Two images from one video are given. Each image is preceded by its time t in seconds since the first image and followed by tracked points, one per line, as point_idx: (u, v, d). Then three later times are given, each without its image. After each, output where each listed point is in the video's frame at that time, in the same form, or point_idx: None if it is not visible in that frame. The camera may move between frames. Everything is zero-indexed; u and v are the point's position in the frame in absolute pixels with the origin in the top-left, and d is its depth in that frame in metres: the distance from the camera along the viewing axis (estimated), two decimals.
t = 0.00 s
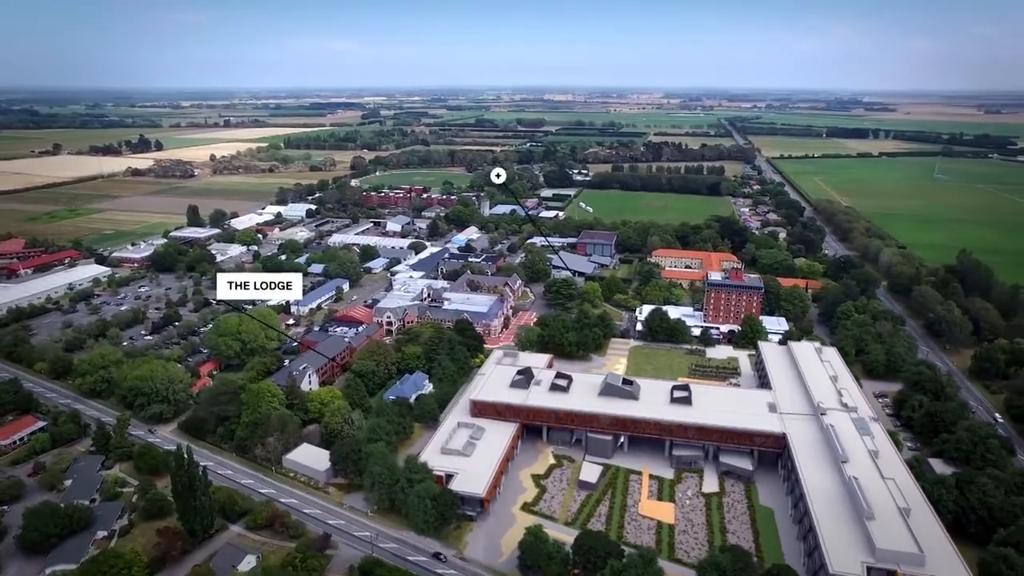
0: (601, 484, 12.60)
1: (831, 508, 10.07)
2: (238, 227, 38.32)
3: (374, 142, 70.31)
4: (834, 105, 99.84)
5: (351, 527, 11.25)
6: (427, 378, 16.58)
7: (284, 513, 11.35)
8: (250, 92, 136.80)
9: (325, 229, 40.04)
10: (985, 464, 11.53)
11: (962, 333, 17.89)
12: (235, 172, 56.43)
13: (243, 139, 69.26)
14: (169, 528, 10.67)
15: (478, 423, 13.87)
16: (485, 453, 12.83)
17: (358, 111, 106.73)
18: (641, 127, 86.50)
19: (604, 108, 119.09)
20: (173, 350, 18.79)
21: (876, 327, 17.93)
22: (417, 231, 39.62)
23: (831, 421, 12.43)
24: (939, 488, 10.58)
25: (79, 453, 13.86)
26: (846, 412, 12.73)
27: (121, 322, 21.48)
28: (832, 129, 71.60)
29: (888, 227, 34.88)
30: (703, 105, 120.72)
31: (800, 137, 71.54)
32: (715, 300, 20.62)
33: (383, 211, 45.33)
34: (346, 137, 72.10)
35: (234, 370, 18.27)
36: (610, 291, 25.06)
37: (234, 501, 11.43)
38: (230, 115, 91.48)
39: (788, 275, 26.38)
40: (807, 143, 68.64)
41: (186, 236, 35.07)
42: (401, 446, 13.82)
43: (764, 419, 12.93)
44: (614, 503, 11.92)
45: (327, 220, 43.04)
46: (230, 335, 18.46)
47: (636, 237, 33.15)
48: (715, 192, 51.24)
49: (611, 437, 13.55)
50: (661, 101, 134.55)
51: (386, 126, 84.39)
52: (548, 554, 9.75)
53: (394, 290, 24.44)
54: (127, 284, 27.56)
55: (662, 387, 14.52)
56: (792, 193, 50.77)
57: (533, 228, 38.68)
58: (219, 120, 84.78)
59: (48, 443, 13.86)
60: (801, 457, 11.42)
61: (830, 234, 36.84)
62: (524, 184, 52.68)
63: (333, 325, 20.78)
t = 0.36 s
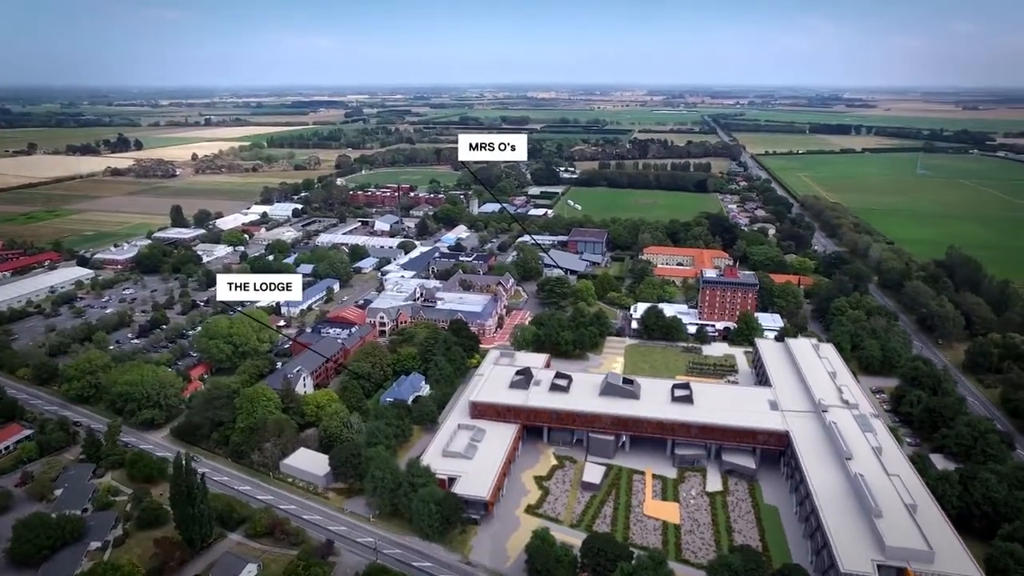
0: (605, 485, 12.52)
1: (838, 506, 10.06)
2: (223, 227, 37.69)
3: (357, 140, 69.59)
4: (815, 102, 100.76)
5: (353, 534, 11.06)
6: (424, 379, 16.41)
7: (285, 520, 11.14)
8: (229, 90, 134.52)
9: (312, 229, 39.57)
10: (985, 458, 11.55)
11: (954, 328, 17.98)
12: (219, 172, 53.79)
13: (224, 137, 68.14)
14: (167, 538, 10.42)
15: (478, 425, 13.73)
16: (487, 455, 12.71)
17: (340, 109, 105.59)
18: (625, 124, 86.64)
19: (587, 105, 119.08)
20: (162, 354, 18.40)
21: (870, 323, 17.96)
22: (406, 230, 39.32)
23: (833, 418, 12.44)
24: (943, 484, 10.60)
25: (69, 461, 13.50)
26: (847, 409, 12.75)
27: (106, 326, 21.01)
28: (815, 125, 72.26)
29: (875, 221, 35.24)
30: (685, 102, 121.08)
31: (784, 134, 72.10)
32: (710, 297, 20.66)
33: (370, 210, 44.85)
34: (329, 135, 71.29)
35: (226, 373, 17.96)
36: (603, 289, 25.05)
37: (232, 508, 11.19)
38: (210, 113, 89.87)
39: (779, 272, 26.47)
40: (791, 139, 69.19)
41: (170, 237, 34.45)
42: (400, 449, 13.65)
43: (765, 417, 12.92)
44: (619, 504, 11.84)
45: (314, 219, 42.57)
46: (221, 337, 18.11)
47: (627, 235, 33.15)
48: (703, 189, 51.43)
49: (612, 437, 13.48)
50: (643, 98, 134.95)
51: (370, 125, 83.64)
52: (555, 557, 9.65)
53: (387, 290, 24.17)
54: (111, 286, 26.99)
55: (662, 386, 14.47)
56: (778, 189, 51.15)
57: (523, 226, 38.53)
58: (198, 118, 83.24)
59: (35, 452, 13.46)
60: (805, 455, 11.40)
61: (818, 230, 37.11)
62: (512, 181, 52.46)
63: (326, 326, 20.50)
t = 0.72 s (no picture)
0: (607, 484, 12.39)
1: (844, 503, 10.04)
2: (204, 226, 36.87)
3: (337, 136, 68.50)
4: (795, 97, 101.48)
5: (354, 540, 10.81)
6: (419, 380, 16.13)
7: (283, 527, 10.85)
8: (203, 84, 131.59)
9: (295, 226, 38.90)
10: (986, 452, 11.60)
11: (946, 323, 18.13)
12: (195, 170, 49.88)
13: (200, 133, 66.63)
14: (162, 548, 10.09)
15: (477, 426, 13.52)
16: (487, 456, 12.52)
17: (317, 104, 103.89)
18: (606, 119, 86.55)
19: (567, 100, 118.65)
20: (147, 356, 17.90)
21: (864, 318, 18.05)
22: (392, 227, 38.86)
23: (834, 414, 12.42)
24: (947, 479, 10.59)
25: (53, 468, 13.04)
26: (848, 405, 12.73)
27: (87, 328, 20.40)
28: (797, 120, 72.83)
29: (860, 216, 35.56)
30: (666, 97, 121.24)
31: (766, 129, 72.56)
32: (704, 294, 20.68)
33: (354, 207, 44.20)
34: (308, 130, 70.04)
35: (214, 376, 17.53)
36: (595, 286, 24.96)
37: (228, 516, 10.88)
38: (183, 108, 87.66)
39: (770, 267, 26.57)
40: (773, 134, 69.74)
41: (149, 235, 33.63)
42: (397, 452, 13.38)
43: (767, 414, 12.86)
44: (622, 504, 11.72)
45: (297, 216, 41.87)
46: (209, 339, 17.65)
47: (615, 231, 33.05)
48: (688, 184, 51.55)
49: (612, 436, 13.34)
50: (623, 93, 134.93)
51: (349, 120, 82.46)
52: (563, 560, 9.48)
53: (377, 288, 23.83)
54: (89, 287, 26.24)
55: (662, 384, 14.35)
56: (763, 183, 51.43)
57: (510, 223, 38.25)
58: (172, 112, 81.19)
59: (18, 459, 12.98)
60: (809, 452, 11.37)
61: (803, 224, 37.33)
62: (497, 177, 52.10)
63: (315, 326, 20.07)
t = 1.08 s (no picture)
0: (609, 484, 12.19)
1: (853, 499, 9.94)
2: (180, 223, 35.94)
3: (314, 129, 67.19)
4: (773, 89, 101.85)
5: (353, 547, 10.49)
6: (412, 380, 15.78)
7: (279, 535, 10.49)
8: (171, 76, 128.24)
9: (275, 222, 38.08)
10: (988, 445, 11.59)
11: (938, 314, 18.20)
12: (167, 164, 47.99)
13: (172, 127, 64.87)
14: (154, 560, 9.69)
15: (475, 426, 13.23)
16: (486, 457, 12.26)
17: (289, 96, 101.66)
18: (585, 112, 86.17)
19: (546, 92, 117.87)
20: (127, 359, 17.31)
21: (858, 310, 18.07)
22: (375, 223, 38.23)
23: (836, 409, 12.34)
24: (953, 473, 10.54)
25: (32, 478, 12.51)
26: (849, 400, 12.66)
27: (62, 330, 19.69)
28: (777, 112, 73.26)
29: (844, 208, 35.78)
30: (645, 89, 120.99)
31: (747, 121, 72.89)
32: (697, 288, 20.57)
33: (334, 202, 43.37)
34: (283, 124, 68.56)
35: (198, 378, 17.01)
36: (586, 281, 24.74)
37: (222, 525, 10.50)
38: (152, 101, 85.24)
39: (759, 260, 26.57)
40: (755, 126, 70.08)
41: (123, 233, 32.67)
42: (393, 455, 13.05)
43: (768, 409, 12.73)
44: (626, 504, 11.53)
45: (276, 212, 40.97)
46: (192, 340, 17.10)
47: (602, 225, 32.84)
48: (672, 177, 51.53)
49: (613, 434, 13.12)
50: (602, 85, 134.58)
51: (325, 113, 80.92)
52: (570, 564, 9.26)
53: (363, 286, 23.33)
54: (62, 287, 25.40)
55: (660, 381, 14.17)
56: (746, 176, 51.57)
57: (495, 217, 37.83)
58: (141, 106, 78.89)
59: None
60: (814, 448, 11.26)
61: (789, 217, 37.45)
62: (480, 171, 51.56)
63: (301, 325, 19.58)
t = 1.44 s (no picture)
0: (610, 484, 11.97)
1: (859, 495, 9.82)
2: (155, 219, 34.92)
3: (289, 121, 65.71)
4: (752, 79, 101.87)
5: (350, 555, 10.21)
6: (403, 379, 15.45)
7: (273, 544, 10.16)
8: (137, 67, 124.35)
9: (253, 217, 37.20)
10: (989, 438, 11.54)
11: (932, 306, 18.17)
12: (138, 159, 45.99)
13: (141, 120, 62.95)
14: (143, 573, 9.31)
15: (470, 427, 12.94)
16: (484, 458, 11.99)
17: (259, 86, 98.95)
18: (564, 103, 85.46)
19: (524, 83, 116.73)
20: (105, 362, 16.75)
21: (851, 303, 18.01)
22: (357, 217, 37.54)
23: (837, 404, 12.22)
24: (957, 467, 10.43)
25: (9, 489, 11.99)
26: (850, 394, 12.55)
27: (35, 332, 19.03)
28: (759, 103, 73.44)
29: (830, 199, 35.88)
30: (623, 80, 120.40)
31: (729, 112, 72.96)
32: (690, 282, 20.41)
33: (313, 196, 42.44)
34: (255, 115, 66.87)
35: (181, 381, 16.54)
36: (575, 276, 24.50)
37: (214, 534, 10.15)
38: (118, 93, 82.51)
39: (749, 253, 26.49)
40: (737, 116, 70.21)
41: (95, 230, 31.66)
42: (386, 458, 12.74)
43: (769, 406, 12.57)
44: (627, 505, 11.32)
45: (254, 207, 39.91)
46: (173, 342, 16.58)
47: (589, 219, 32.57)
48: (657, 168, 51.37)
49: (612, 433, 12.90)
50: (580, 75, 133.70)
51: (299, 105, 79.11)
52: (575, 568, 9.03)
53: (349, 283, 22.82)
54: (32, 288, 24.58)
55: (658, 377, 13.97)
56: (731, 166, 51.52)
57: (480, 211, 37.36)
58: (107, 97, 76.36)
59: None
60: (816, 445, 11.12)
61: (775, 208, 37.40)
62: (462, 164, 50.90)
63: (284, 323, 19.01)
